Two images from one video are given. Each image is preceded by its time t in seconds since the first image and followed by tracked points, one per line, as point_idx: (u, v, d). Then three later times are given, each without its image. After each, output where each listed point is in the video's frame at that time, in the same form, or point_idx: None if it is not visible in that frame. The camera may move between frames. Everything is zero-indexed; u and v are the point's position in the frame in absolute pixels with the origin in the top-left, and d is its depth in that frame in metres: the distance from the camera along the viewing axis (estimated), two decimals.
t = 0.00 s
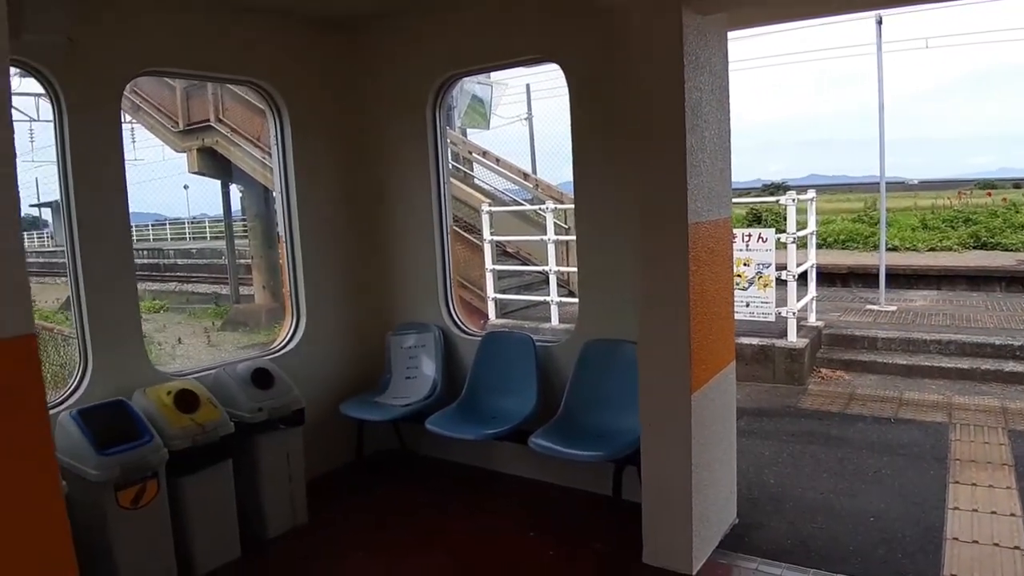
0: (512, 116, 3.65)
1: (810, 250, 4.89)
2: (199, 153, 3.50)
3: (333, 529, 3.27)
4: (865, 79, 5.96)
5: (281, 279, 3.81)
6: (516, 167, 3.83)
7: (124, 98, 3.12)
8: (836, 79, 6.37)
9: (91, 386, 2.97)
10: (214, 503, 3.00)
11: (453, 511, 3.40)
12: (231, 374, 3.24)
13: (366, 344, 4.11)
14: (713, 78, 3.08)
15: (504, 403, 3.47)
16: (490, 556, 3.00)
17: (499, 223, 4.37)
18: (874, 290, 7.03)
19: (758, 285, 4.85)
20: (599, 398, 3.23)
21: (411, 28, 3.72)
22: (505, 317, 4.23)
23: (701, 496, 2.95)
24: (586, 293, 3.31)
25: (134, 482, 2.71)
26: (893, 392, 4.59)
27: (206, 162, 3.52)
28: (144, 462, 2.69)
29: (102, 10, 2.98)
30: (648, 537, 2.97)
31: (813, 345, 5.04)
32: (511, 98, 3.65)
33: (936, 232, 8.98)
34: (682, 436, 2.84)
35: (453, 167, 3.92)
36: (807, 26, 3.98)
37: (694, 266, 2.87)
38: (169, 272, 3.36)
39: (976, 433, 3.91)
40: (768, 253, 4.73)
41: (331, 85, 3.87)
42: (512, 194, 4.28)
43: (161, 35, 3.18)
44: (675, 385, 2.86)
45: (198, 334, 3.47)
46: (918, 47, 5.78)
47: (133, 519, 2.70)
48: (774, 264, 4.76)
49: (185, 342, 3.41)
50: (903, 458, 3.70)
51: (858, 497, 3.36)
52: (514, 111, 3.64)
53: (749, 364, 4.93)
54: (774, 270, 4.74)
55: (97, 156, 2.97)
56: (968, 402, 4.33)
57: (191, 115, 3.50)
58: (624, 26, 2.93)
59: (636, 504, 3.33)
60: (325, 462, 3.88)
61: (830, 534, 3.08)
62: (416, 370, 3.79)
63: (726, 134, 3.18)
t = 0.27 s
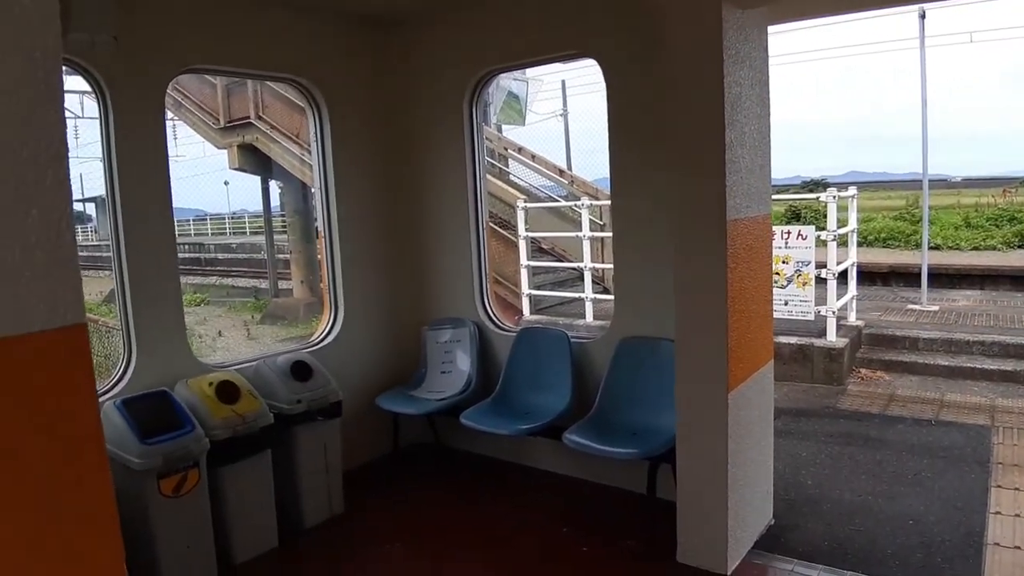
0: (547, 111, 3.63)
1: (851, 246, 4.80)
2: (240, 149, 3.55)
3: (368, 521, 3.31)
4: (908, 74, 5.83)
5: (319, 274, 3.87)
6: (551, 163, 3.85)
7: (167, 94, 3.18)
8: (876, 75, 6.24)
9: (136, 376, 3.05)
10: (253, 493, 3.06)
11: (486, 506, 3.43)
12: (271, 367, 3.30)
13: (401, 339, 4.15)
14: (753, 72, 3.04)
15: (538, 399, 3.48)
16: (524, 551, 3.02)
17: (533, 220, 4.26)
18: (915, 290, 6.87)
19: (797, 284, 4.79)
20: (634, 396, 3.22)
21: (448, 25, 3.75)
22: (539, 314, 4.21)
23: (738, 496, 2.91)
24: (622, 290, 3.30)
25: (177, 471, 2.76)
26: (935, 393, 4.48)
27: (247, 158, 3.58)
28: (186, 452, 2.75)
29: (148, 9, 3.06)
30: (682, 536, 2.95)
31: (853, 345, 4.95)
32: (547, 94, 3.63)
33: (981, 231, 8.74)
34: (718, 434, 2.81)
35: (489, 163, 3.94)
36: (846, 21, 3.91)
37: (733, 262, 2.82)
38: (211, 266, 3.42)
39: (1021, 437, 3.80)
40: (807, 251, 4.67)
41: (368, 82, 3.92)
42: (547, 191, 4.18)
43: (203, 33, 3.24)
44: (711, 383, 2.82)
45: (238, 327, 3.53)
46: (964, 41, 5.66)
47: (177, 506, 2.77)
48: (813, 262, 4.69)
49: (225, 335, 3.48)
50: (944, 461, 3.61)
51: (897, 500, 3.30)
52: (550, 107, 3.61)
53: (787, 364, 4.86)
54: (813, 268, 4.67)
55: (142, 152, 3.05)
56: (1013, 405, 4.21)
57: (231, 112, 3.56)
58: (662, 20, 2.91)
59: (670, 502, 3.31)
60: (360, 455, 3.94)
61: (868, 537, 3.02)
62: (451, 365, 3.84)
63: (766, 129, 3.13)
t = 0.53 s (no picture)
0: (580, 109, 3.63)
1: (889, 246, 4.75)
2: (277, 147, 3.61)
3: (399, 515, 3.35)
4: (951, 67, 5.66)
5: (353, 270, 3.93)
6: (584, 160, 3.81)
7: (206, 93, 3.24)
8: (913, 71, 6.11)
9: (176, 369, 3.12)
10: (288, 485, 3.11)
11: (516, 502, 3.44)
12: (306, 361, 3.36)
13: (432, 335, 4.19)
14: (790, 68, 3.00)
15: (570, 396, 3.50)
16: (554, 548, 3.02)
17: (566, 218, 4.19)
18: (955, 290, 6.71)
19: (834, 283, 4.73)
20: (667, 395, 3.21)
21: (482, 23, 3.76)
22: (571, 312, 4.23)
23: (770, 497, 2.87)
24: (655, 288, 3.29)
25: (214, 461, 2.83)
26: (974, 396, 4.38)
27: (283, 155, 3.63)
28: (224, 443, 2.81)
29: (189, 9, 3.12)
30: (713, 536, 2.92)
31: (890, 346, 4.85)
32: (580, 91, 3.62)
33: None
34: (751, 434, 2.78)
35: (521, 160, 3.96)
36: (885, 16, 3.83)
37: (769, 261, 2.78)
38: (246, 261, 3.50)
39: None
40: (845, 250, 4.60)
41: (402, 80, 3.96)
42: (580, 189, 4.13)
43: (242, 32, 3.30)
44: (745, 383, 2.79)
45: (273, 321, 3.60)
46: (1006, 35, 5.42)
47: (216, 496, 2.84)
48: (850, 261, 4.63)
49: (261, 328, 3.56)
50: (984, 465, 3.53)
51: (933, 503, 3.23)
52: (582, 104, 3.61)
53: (822, 364, 4.79)
54: (850, 268, 4.61)
55: (183, 149, 3.12)
56: None
57: (268, 110, 3.62)
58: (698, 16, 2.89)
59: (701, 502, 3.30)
60: (392, 449, 3.99)
61: (903, 541, 2.97)
62: (483, 361, 3.88)
63: (803, 126, 3.09)
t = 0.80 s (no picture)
0: (609, 106, 3.61)
1: (926, 247, 4.68)
2: (308, 145, 3.67)
3: (426, 511, 3.37)
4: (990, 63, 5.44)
5: (384, 268, 3.97)
6: (614, 159, 3.84)
7: (240, 93, 3.29)
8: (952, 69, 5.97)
9: (211, 364, 3.18)
10: (318, 479, 3.15)
11: (543, 500, 3.45)
12: (337, 356, 3.40)
13: (461, 333, 4.21)
14: (825, 66, 2.95)
15: (598, 396, 3.50)
16: (582, 546, 3.03)
17: (595, 216, 4.24)
18: (992, 292, 6.55)
19: (868, 284, 4.67)
20: (697, 395, 3.19)
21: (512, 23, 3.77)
22: (599, 310, 4.19)
23: (801, 500, 2.84)
24: (685, 287, 3.27)
25: (247, 455, 2.87)
26: (1012, 400, 4.27)
27: (315, 153, 3.70)
28: (256, 437, 2.85)
29: (225, 9, 3.17)
30: (741, 537, 2.90)
31: (925, 348, 4.76)
32: (610, 89, 3.61)
33: None
34: (782, 436, 2.75)
35: (551, 159, 3.96)
36: (922, 11, 3.76)
37: (803, 261, 2.74)
38: (278, 258, 3.54)
39: None
40: (880, 250, 4.54)
41: (432, 79, 3.99)
42: (610, 187, 4.21)
43: (276, 32, 3.35)
44: (777, 383, 2.76)
45: (304, 317, 3.65)
46: None
47: (249, 488, 2.89)
48: (884, 262, 4.56)
49: (293, 325, 3.60)
50: (1021, 471, 3.45)
51: (968, 509, 3.17)
52: (612, 102, 3.60)
53: (854, 367, 4.72)
54: (885, 268, 4.55)
55: (218, 148, 3.17)
56: None
57: (300, 110, 3.67)
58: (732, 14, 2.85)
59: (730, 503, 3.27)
60: (420, 445, 4.02)
61: (936, 546, 2.92)
62: (511, 359, 3.90)
63: (837, 125, 3.04)
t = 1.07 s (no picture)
0: (635, 104, 3.59)
1: (956, 249, 4.66)
2: (335, 144, 3.69)
3: (450, 508, 3.40)
4: None
5: (408, 266, 4.00)
6: (639, 157, 3.85)
7: (269, 92, 3.33)
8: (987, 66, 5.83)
9: (241, 359, 3.22)
10: (344, 474, 3.18)
11: (565, 499, 3.45)
12: (364, 353, 3.43)
13: (485, 331, 4.23)
14: (856, 64, 2.91)
15: (622, 395, 3.50)
16: (604, 545, 3.03)
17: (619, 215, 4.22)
18: None
19: (897, 286, 4.65)
20: (723, 396, 3.18)
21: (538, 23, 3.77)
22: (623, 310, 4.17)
23: (827, 503, 2.81)
24: (712, 287, 3.26)
25: (275, 450, 2.90)
26: None
27: (341, 152, 3.72)
28: (283, 431, 2.89)
29: (256, 8, 3.22)
30: (766, 538, 2.88)
31: (955, 351, 4.68)
32: (636, 87, 3.59)
33: None
34: (809, 438, 2.72)
35: (576, 158, 3.96)
36: (955, 8, 3.70)
37: (832, 261, 2.70)
38: (304, 256, 3.56)
39: None
40: (909, 250, 4.50)
41: (458, 78, 4.01)
42: (636, 185, 4.22)
43: (306, 31, 3.38)
44: (804, 385, 2.74)
45: (330, 314, 3.68)
46: None
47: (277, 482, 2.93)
48: (915, 262, 4.51)
49: (319, 321, 3.64)
50: None
51: (999, 514, 3.12)
52: (638, 100, 3.58)
53: (883, 369, 4.66)
54: (915, 269, 4.50)
55: (248, 147, 3.22)
56: None
57: (327, 109, 3.71)
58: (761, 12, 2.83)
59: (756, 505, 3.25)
60: (444, 443, 4.05)
61: (965, 551, 2.87)
62: (536, 358, 3.91)
63: (868, 123, 3.00)
